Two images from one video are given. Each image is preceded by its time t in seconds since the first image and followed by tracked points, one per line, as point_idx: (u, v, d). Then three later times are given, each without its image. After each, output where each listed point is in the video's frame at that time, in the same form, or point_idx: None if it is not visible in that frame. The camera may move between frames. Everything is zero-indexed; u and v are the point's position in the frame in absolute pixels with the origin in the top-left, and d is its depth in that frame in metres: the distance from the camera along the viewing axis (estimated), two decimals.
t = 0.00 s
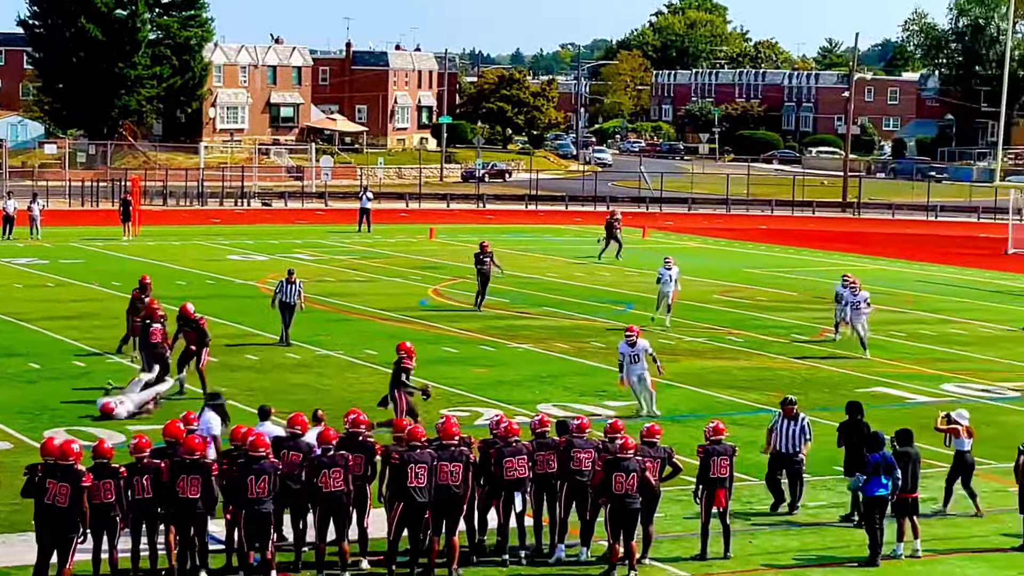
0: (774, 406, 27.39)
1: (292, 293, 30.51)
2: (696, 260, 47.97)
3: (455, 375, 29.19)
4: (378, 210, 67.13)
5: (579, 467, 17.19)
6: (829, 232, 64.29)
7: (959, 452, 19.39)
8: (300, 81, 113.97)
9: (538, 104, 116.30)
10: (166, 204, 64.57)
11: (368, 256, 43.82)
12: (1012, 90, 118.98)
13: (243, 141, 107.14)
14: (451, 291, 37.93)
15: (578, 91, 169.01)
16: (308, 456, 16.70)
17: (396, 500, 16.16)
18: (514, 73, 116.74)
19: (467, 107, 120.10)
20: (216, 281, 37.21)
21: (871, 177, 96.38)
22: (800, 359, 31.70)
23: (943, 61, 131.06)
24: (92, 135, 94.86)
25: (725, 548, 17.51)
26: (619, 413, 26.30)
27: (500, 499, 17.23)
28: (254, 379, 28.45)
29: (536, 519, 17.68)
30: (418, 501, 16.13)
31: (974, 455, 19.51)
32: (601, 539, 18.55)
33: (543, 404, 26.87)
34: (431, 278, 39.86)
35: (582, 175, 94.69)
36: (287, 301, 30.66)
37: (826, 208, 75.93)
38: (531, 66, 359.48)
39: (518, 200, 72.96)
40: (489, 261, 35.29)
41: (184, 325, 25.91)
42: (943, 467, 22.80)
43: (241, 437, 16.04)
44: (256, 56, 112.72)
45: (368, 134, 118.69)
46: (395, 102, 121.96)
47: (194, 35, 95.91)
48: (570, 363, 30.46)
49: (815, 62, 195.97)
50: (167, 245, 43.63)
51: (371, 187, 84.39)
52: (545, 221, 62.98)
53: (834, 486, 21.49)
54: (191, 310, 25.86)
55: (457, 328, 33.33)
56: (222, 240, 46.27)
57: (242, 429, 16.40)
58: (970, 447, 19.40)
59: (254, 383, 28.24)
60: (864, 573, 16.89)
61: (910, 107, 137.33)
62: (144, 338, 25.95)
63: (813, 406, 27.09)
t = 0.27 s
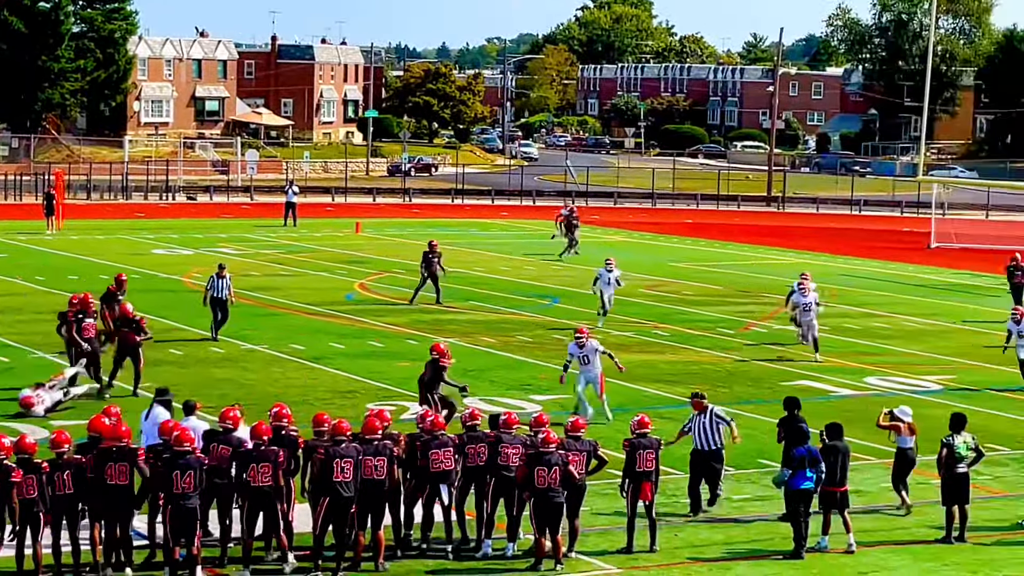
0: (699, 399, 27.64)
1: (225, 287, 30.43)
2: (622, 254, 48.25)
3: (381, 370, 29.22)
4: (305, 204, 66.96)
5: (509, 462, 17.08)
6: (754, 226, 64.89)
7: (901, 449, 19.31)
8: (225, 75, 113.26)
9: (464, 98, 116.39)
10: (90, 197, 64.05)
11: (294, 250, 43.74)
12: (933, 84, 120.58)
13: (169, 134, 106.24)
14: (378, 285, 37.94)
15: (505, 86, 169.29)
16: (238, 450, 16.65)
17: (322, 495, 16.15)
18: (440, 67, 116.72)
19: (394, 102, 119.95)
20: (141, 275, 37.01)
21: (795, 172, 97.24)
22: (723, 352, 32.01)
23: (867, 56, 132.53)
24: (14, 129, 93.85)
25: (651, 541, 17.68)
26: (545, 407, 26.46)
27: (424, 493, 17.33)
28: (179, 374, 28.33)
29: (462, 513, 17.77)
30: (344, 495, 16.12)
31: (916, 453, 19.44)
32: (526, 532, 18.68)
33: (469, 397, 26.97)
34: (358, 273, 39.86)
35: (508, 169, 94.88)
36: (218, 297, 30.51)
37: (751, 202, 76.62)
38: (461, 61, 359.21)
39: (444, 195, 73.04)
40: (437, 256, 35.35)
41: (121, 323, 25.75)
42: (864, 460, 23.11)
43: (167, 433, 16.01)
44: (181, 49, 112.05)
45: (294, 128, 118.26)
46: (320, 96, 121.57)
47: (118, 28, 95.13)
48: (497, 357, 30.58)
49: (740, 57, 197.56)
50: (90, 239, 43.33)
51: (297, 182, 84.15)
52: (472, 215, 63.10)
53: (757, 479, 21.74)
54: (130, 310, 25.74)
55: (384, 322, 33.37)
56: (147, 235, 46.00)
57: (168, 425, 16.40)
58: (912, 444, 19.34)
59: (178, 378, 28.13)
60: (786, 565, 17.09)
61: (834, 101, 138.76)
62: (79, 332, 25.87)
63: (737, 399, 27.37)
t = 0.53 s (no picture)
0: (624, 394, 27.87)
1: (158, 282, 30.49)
2: (548, 249, 48.44)
3: (307, 365, 29.22)
4: (230, 199, 66.63)
5: (432, 456, 17.21)
6: (678, 221, 65.38)
7: (839, 444, 19.25)
8: (149, 69, 112.50)
9: (390, 93, 116.24)
10: (11, 192, 63.38)
11: (219, 245, 43.57)
12: (855, 80, 122.19)
13: (92, 129, 105.18)
14: (303, 280, 37.91)
15: (430, 81, 169.14)
16: (164, 446, 16.64)
17: (246, 489, 16.20)
18: (365, 62, 116.42)
19: (319, 96, 119.50)
20: (64, 270, 36.74)
21: (719, 167, 97.92)
22: (648, 347, 32.26)
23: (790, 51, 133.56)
24: None
25: (577, 535, 17.85)
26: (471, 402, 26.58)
27: (348, 489, 17.41)
28: (104, 370, 28.16)
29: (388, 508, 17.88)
30: (268, 490, 16.18)
31: (853, 447, 19.40)
32: (452, 527, 18.82)
33: (394, 393, 27.02)
34: (284, 268, 39.78)
35: (434, 164, 94.83)
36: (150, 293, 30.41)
37: (676, 197, 77.15)
38: (386, 55, 358.17)
39: (370, 189, 72.93)
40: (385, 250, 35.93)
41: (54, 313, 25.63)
42: (786, 455, 23.42)
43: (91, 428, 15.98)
44: (104, 43, 111.04)
45: (219, 123, 117.54)
46: (245, 90, 120.88)
47: (40, 21, 94.06)
48: (422, 353, 30.67)
49: (665, 52, 198.55)
50: (12, 234, 42.93)
51: (222, 176, 83.72)
52: (397, 210, 63.04)
53: (682, 473, 21.96)
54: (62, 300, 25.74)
55: (310, 317, 33.36)
56: (70, 230, 45.63)
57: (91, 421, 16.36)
58: (849, 439, 19.29)
59: (102, 373, 27.98)
60: (710, 558, 17.31)
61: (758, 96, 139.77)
62: (15, 331, 25.25)
63: (662, 393, 27.61)
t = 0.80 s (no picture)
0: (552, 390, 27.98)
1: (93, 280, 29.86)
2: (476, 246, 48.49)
3: (233, 363, 29.11)
4: (156, 196, 66.13)
5: (358, 452, 17.26)
6: (605, 218, 65.65)
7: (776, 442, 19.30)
8: (74, 65, 111.34)
9: (317, 90, 115.87)
10: None
11: (144, 242, 43.26)
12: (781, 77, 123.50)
13: (16, 126, 103.97)
14: (230, 278, 37.74)
15: (357, 77, 168.58)
16: (84, 448, 16.68)
17: (169, 487, 16.15)
18: (292, 59, 115.83)
19: (245, 92, 118.75)
20: None
21: (646, 164, 98.36)
22: (575, 344, 32.41)
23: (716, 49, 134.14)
24: None
25: (504, 531, 17.96)
26: (398, 399, 26.62)
27: (274, 486, 17.39)
28: (28, 368, 27.94)
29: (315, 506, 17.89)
30: (191, 488, 16.13)
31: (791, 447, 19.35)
32: (378, 525, 18.89)
33: (321, 390, 27.00)
34: (210, 265, 39.58)
35: (361, 161, 94.56)
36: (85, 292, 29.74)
37: (603, 193, 77.46)
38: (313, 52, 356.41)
39: (297, 186, 72.63)
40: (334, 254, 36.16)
41: None
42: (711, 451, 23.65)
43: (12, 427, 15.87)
44: (27, 38, 109.78)
45: (144, 119, 116.56)
46: (171, 86, 119.92)
47: None
48: (349, 350, 30.65)
49: (592, 49, 199.06)
50: None
51: (148, 173, 83.04)
52: (325, 207, 62.85)
53: (608, 470, 22.12)
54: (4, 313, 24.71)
55: (236, 315, 33.24)
56: None
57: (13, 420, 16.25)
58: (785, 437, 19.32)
59: (26, 372, 27.72)
60: (636, 555, 17.45)
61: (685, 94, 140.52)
62: None
63: (589, 389, 27.78)
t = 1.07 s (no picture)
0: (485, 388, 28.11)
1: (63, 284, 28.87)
2: (410, 244, 48.54)
3: (166, 361, 29.04)
4: (88, 194, 65.65)
5: (291, 450, 17.29)
6: (538, 216, 65.83)
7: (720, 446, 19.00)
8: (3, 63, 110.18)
9: (250, 87, 115.44)
10: None
11: (75, 241, 42.99)
12: (713, 76, 124.53)
13: None
14: (162, 276, 37.61)
15: (290, 76, 167.89)
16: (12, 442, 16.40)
17: (95, 487, 16.05)
18: (225, 56, 115.24)
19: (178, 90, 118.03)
20: None
21: (580, 161, 98.71)
22: (509, 341, 32.55)
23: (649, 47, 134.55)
24: None
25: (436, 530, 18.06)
26: (331, 397, 26.65)
27: (207, 485, 17.37)
28: None
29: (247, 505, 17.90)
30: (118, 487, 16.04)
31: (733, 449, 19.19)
32: (311, 523, 18.94)
33: (254, 388, 26.99)
34: (142, 264, 39.41)
35: (294, 160, 94.28)
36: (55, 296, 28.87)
37: (536, 191, 77.71)
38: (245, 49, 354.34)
39: (230, 184, 72.33)
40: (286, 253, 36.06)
41: None
42: (644, 448, 23.87)
43: None
44: None
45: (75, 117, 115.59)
46: (103, 84, 118.98)
47: None
48: (283, 348, 30.64)
49: (526, 47, 199.38)
50: None
51: (80, 171, 82.41)
52: (258, 205, 62.64)
53: (541, 467, 22.28)
54: None
55: (169, 313, 33.14)
56: None
57: None
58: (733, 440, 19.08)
59: None
60: (570, 552, 17.61)
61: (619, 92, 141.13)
62: None
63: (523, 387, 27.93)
